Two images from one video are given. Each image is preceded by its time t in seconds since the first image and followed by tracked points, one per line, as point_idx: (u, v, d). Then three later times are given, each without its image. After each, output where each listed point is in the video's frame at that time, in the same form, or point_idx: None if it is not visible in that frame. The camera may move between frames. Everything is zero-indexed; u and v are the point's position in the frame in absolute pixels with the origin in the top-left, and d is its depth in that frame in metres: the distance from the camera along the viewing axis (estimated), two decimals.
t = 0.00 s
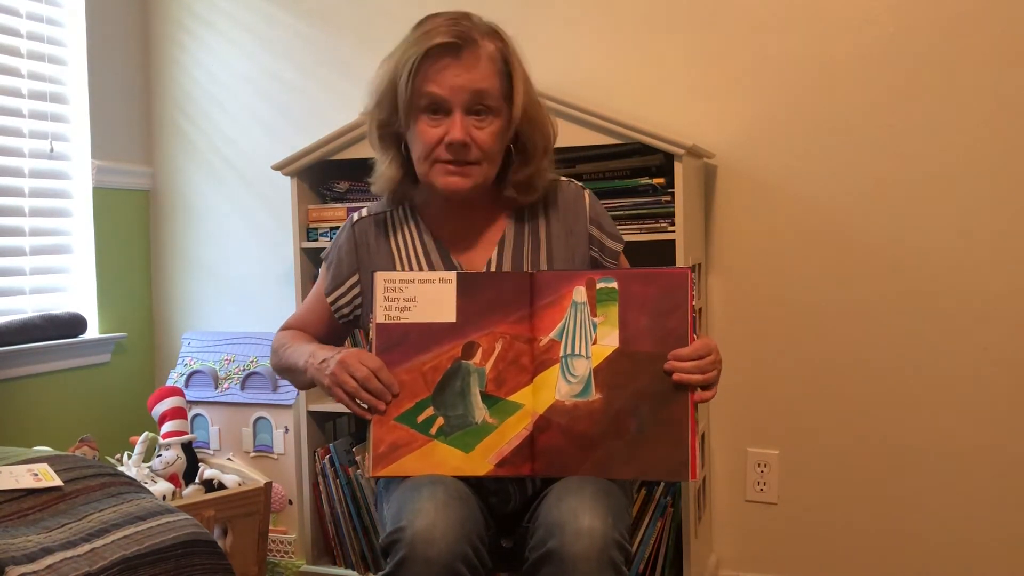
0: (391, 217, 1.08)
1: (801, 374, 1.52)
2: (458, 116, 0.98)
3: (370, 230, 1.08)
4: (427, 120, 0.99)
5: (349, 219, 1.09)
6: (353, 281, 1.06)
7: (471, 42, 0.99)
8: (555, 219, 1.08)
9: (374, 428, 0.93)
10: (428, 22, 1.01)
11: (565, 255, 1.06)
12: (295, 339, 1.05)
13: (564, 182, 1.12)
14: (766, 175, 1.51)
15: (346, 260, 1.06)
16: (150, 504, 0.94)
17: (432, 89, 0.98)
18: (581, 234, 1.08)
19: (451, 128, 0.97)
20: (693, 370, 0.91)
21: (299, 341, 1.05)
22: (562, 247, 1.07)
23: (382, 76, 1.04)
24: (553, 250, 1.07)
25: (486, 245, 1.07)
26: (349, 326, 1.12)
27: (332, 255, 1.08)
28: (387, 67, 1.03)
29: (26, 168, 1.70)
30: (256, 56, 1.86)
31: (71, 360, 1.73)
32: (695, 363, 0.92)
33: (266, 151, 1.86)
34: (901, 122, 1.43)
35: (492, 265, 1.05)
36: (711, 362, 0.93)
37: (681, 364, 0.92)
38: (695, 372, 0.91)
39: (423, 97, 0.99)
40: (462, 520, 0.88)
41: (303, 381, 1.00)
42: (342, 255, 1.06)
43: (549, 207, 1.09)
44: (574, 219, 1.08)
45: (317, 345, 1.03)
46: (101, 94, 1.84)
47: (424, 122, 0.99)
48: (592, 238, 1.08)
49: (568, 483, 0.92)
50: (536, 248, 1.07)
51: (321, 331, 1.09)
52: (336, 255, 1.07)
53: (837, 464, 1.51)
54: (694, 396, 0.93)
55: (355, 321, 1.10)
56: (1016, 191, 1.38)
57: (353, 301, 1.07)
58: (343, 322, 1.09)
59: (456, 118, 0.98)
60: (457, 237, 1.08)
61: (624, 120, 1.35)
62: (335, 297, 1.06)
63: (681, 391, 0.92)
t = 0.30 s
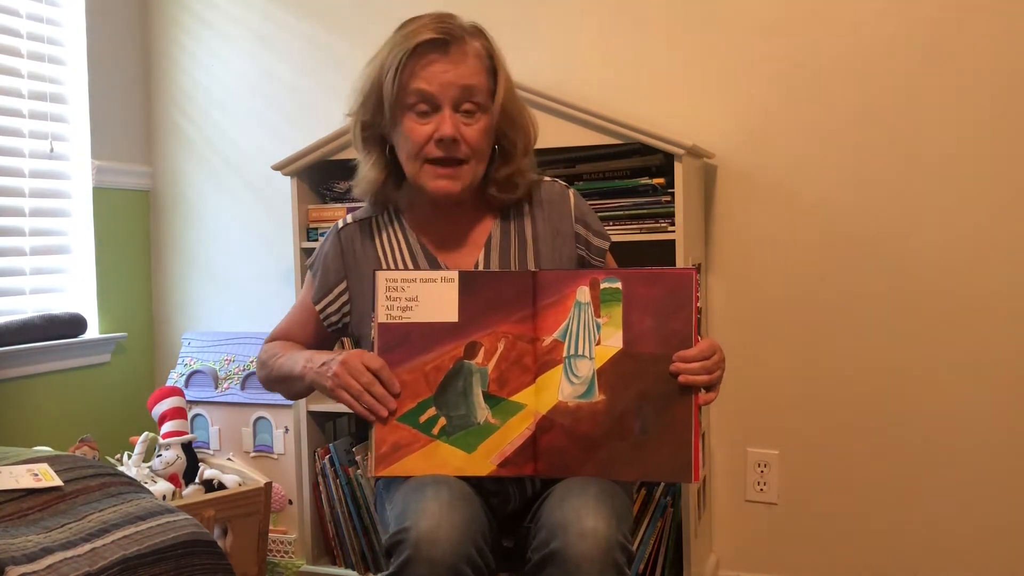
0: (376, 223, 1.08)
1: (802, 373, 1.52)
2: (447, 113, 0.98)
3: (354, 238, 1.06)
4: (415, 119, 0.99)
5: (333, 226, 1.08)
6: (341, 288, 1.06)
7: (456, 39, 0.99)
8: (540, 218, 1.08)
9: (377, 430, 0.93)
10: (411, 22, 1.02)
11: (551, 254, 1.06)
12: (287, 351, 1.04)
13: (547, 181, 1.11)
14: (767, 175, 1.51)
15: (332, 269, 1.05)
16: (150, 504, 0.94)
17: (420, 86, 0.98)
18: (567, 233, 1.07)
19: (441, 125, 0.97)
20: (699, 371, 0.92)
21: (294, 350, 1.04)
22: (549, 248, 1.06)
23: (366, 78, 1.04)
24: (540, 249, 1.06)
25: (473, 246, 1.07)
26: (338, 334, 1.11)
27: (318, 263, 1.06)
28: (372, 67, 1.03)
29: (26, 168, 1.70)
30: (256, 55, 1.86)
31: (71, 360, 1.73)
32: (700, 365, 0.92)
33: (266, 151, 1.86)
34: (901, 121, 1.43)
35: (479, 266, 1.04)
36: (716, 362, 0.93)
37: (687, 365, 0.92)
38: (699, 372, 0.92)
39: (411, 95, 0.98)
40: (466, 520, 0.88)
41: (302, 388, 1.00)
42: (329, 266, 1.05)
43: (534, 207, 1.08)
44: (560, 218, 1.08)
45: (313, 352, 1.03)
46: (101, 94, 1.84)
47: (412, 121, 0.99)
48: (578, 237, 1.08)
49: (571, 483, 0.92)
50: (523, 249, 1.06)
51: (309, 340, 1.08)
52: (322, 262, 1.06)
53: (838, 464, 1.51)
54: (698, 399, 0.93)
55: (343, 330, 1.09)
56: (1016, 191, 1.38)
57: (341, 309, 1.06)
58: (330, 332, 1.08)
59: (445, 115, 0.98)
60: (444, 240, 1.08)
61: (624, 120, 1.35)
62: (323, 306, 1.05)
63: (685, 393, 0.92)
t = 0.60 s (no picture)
0: (368, 228, 1.08)
1: (802, 373, 1.52)
2: (444, 134, 0.97)
3: (346, 244, 1.06)
4: (412, 140, 0.98)
5: (325, 233, 1.08)
6: (334, 294, 1.05)
7: (447, 57, 0.97)
8: (529, 216, 1.08)
9: (378, 432, 0.93)
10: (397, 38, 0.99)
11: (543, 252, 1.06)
12: (282, 360, 1.04)
13: (535, 180, 1.12)
14: (767, 175, 1.51)
15: (325, 274, 1.05)
16: (150, 504, 0.94)
17: (416, 109, 0.96)
18: (557, 230, 1.08)
19: (440, 147, 0.97)
20: (699, 372, 0.92)
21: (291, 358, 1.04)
22: (539, 245, 1.07)
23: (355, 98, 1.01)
24: (531, 247, 1.06)
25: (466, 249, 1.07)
26: (332, 342, 1.10)
27: (309, 270, 1.06)
28: (360, 87, 1.00)
29: (26, 168, 1.70)
30: (256, 56, 1.86)
31: (71, 360, 1.73)
32: (701, 366, 0.92)
33: (265, 151, 1.87)
34: (901, 122, 1.43)
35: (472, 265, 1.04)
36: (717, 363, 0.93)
37: (689, 366, 0.92)
38: (699, 374, 0.92)
39: (407, 117, 0.97)
40: (468, 521, 0.88)
41: (302, 394, 1.00)
42: (322, 272, 1.05)
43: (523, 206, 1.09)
44: (549, 215, 1.08)
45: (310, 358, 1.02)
46: (101, 94, 1.84)
47: (408, 143, 0.98)
48: (569, 235, 1.09)
49: (572, 483, 0.92)
50: (514, 248, 1.06)
51: (305, 349, 1.07)
52: (314, 268, 1.05)
53: (838, 464, 1.51)
54: (699, 401, 0.93)
55: (337, 337, 1.08)
56: (1016, 192, 1.38)
57: (335, 315, 1.05)
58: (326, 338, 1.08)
59: (443, 136, 0.97)
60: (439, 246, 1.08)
61: (624, 120, 1.35)
62: (317, 312, 1.05)
63: (687, 394, 0.92)
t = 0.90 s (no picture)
0: (380, 217, 1.08)
1: (801, 373, 1.52)
2: (423, 163, 0.96)
3: (356, 231, 1.08)
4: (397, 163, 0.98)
5: (338, 218, 1.10)
6: (341, 280, 1.07)
7: (435, 89, 0.94)
8: (542, 220, 1.08)
9: (372, 431, 0.93)
10: (397, 61, 0.97)
11: (552, 255, 1.07)
12: (285, 345, 1.04)
13: (552, 184, 1.11)
14: (766, 175, 1.51)
15: (333, 260, 1.07)
16: (150, 504, 0.94)
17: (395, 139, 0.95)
18: (569, 235, 1.08)
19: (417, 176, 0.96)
20: (690, 370, 0.92)
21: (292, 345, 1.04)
22: (550, 248, 1.07)
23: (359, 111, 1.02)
24: (541, 250, 1.07)
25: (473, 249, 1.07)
26: (338, 328, 1.11)
27: (321, 254, 1.08)
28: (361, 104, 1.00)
29: (27, 169, 1.70)
30: (256, 56, 1.86)
31: (71, 360, 1.73)
32: (690, 363, 0.92)
33: (266, 152, 1.87)
34: (900, 122, 1.43)
35: (480, 265, 1.05)
36: (706, 360, 0.93)
37: (678, 363, 0.92)
38: (690, 371, 0.92)
39: (390, 143, 0.96)
40: (459, 520, 0.88)
41: (298, 386, 1.00)
42: (330, 257, 1.07)
43: (537, 211, 1.08)
44: (562, 221, 1.08)
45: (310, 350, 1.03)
46: (101, 94, 1.84)
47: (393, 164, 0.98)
48: (580, 241, 1.09)
49: (564, 483, 0.92)
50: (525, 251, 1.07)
51: (312, 333, 1.08)
52: (324, 253, 1.07)
53: (838, 464, 1.51)
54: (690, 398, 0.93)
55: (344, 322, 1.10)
56: (1015, 191, 1.38)
57: (341, 300, 1.07)
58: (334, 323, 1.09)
59: (422, 166, 0.96)
60: (447, 244, 1.08)
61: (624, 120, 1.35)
62: (323, 295, 1.06)
63: (677, 391, 0.92)
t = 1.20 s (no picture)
0: (414, 205, 1.09)
1: (801, 372, 1.52)
2: (438, 167, 0.98)
3: (390, 215, 1.09)
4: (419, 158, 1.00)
5: (373, 199, 1.11)
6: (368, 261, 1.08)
7: (453, 99, 0.94)
8: (574, 228, 1.08)
9: (371, 429, 0.93)
10: (427, 62, 0.97)
11: (578, 261, 1.07)
12: (303, 323, 1.05)
13: (588, 194, 1.11)
14: (766, 175, 1.51)
15: (363, 241, 1.08)
16: (150, 504, 0.94)
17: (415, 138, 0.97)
18: (598, 245, 1.08)
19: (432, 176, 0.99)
20: (686, 368, 0.92)
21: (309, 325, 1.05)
22: (577, 254, 1.07)
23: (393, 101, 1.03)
24: (568, 255, 1.07)
25: (499, 251, 1.08)
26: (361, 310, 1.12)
27: (353, 232, 1.09)
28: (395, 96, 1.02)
29: (27, 169, 1.70)
30: (256, 56, 1.86)
31: (71, 360, 1.73)
32: (686, 361, 0.92)
33: (266, 152, 1.87)
34: (899, 122, 1.43)
35: (504, 266, 1.06)
36: (703, 359, 0.93)
37: (674, 362, 0.92)
38: (686, 369, 0.92)
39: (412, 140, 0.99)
40: (453, 519, 0.88)
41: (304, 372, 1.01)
42: (359, 236, 1.08)
43: (570, 220, 1.08)
44: (593, 231, 1.08)
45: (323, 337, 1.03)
46: (101, 94, 1.84)
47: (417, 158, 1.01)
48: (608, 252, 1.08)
49: (560, 483, 0.92)
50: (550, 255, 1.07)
51: (335, 312, 1.09)
52: (355, 233, 1.09)
53: (838, 464, 1.51)
54: (687, 397, 0.92)
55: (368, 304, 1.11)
56: (1015, 191, 1.38)
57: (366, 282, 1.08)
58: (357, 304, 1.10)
59: (436, 169, 0.98)
60: (475, 241, 1.08)
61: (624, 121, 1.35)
62: (349, 274, 1.08)
63: (674, 390, 0.92)
